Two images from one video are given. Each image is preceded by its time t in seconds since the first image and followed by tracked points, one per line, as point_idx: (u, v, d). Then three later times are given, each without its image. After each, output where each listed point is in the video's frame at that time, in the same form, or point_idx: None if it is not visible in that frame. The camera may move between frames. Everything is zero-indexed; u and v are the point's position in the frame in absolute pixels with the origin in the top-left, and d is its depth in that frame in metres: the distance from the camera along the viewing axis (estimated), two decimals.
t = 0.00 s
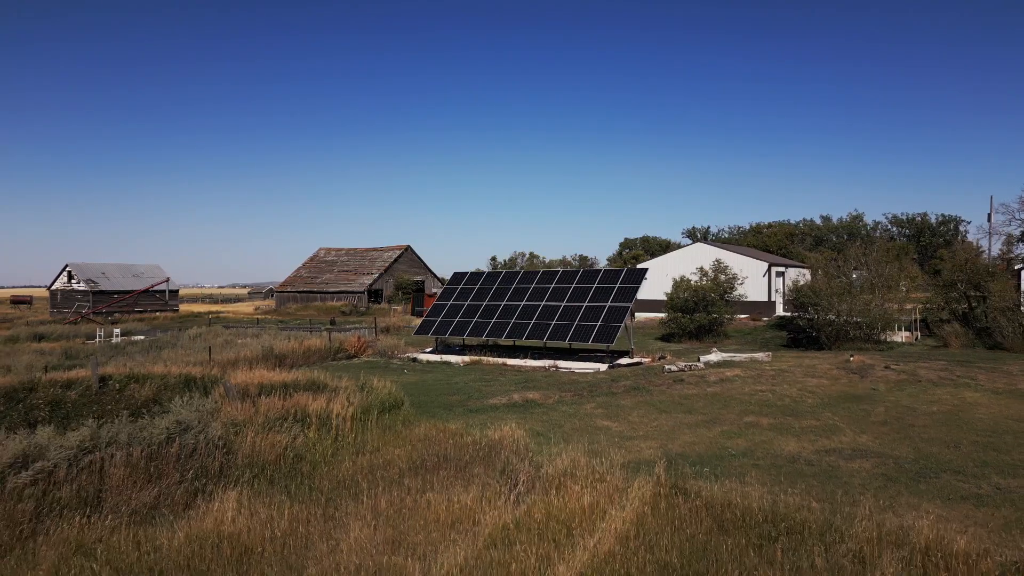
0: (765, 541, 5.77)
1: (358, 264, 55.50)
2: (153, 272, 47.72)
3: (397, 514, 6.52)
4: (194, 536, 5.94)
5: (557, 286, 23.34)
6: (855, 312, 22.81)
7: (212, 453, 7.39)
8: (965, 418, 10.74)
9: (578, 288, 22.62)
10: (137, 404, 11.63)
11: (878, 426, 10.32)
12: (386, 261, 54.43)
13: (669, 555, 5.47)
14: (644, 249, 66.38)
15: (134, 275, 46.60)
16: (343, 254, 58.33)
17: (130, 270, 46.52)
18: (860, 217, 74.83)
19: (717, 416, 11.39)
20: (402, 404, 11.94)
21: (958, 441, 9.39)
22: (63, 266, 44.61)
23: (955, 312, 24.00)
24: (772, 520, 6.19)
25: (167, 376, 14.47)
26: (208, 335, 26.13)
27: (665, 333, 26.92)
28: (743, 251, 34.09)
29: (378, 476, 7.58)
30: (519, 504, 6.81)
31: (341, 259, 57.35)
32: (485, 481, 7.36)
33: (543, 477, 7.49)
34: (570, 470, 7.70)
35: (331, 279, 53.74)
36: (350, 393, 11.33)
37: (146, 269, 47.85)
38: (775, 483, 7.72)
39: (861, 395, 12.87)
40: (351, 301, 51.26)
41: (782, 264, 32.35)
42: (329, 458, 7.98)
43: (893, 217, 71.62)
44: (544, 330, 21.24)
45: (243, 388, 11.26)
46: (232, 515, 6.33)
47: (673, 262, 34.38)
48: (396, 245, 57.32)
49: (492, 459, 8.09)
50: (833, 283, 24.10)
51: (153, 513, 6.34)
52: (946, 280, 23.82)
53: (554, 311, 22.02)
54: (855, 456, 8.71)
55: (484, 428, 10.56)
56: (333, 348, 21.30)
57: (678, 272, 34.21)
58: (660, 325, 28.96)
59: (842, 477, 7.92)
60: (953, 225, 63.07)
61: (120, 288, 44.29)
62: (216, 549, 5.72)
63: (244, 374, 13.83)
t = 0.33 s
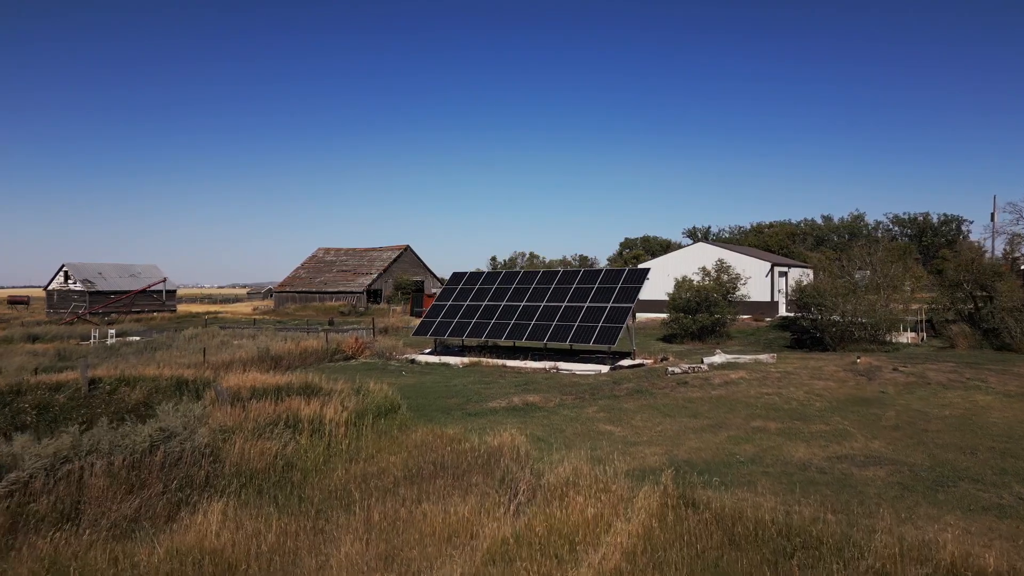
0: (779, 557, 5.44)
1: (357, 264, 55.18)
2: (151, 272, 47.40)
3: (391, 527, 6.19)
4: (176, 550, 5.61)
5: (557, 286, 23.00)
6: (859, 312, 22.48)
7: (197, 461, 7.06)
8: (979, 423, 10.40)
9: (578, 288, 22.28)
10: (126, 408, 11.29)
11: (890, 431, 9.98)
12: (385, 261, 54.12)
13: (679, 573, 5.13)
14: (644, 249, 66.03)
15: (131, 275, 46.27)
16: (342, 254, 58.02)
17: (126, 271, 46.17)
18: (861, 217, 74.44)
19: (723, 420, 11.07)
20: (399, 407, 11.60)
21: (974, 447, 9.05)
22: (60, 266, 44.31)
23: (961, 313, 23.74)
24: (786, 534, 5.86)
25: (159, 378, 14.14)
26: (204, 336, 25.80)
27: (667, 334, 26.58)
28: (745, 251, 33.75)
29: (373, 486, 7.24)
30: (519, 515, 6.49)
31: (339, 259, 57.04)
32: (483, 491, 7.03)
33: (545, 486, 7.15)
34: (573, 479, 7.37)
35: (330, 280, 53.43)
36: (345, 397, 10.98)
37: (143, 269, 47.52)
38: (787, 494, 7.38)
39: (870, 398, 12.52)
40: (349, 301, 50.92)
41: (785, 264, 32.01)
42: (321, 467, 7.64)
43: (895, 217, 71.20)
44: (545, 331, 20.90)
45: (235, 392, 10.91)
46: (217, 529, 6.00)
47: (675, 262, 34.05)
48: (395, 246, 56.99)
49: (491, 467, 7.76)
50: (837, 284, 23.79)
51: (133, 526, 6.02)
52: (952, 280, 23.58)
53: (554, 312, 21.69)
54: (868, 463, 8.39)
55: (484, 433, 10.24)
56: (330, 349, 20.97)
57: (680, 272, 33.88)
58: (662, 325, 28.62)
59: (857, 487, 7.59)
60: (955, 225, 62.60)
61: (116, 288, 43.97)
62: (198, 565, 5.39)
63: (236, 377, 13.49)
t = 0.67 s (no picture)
0: None
1: (356, 264, 54.82)
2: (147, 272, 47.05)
3: (383, 542, 5.84)
4: (153, 567, 5.26)
5: (558, 286, 22.66)
6: (864, 313, 22.13)
7: (180, 471, 6.71)
8: (995, 428, 10.05)
9: (580, 288, 21.94)
10: (113, 412, 10.93)
11: (904, 436, 9.64)
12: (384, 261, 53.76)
13: None
14: (645, 249, 65.63)
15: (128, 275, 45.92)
16: (341, 254, 57.68)
17: (124, 270, 45.83)
18: (863, 217, 74.06)
19: (730, 425, 10.71)
20: (395, 411, 11.25)
21: (992, 454, 8.71)
22: (56, 266, 43.93)
23: (967, 313, 23.39)
24: (804, 551, 5.51)
25: (149, 381, 13.77)
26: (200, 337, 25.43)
27: (669, 334, 26.22)
28: (748, 251, 33.42)
29: (365, 496, 6.89)
30: (520, 528, 6.14)
31: (338, 259, 56.70)
32: (481, 502, 6.68)
33: (546, 497, 6.81)
34: (576, 488, 7.02)
35: (328, 280, 53.07)
36: (339, 401, 10.62)
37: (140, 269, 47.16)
38: (799, 504, 7.04)
39: (880, 401, 12.17)
40: (348, 301, 50.54)
41: (788, 263, 31.64)
42: (311, 476, 7.29)
43: (897, 216, 70.80)
44: (545, 332, 20.56)
45: (225, 396, 10.55)
46: (198, 544, 5.65)
47: (677, 262, 33.71)
48: (394, 245, 56.62)
49: (490, 475, 7.41)
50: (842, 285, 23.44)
51: (109, 541, 5.66)
52: (959, 280, 23.23)
53: (555, 312, 21.33)
54: (883, 471, 8.05)
55: (482, 438, 9.89)
56: (326, 350, 20.63)
57: (682, 272, 33.54)
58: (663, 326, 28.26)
59: (873, 498, 7.24)
60: (957, 224, 62.19)
61: (113, 288, 43.62)
62: None
63: (228, 379, 13.11)
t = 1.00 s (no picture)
0: None
1: (355, 264, 54.44)
2: (144, 272, 46.68)
3: (374, 559, 5.48)
4: None
5: (559, 286, 22.30)
6: (870, 313, 21.74)
7: (159, 483, 6.34)
8: (1013, 433, 9.68)
9: (580, 289, 21.58)
10: (100, 417, 10.58)
11: (919, 443, 9.29)
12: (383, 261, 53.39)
13: None
14: (646, 249, 65.24)
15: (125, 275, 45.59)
16: (340, 254, 57.31)
17: (121, 270, 45.51)
18: (865, 217, 73.67)
19: (737, 430, 10.35)
20: (391, 416, 10.90)
21: (1012, 461, 8.35)
22: (52, 266, 43.57)
23: (974, 314, 23.02)
24: (823, 568, 5.14)
25: (139, 383, 13.40)
26: (195, 338, 25.06)
27: (671, 335, 25.85)
28: (750, 251, 33.05)
29: (356, 508, 6.53)
30: (520, 544, 5.77)
31: (337, 259, 56.31)
32: (480, 515, 6.31)
33: (548, 510, 6.45)
34: (579, 500, 6.66)
35: (327, 280, 52.70)
36: (332, 405, 10.27)
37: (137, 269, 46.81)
38: (814, 516, 6.68)
39: (891, 405, 11.80)
40: (347, 301, 50.18)
41: (791, 263, 31.28)
42: (300, 487, 6.92)
43: (899, 216, 70.37)
44: (545, 333, 20.19)
45: (215, 400, 10.20)
46: (177, 560, 5.28)
47: (679, 262, 33.38)
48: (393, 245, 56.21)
49: (489, 486, 7.04)
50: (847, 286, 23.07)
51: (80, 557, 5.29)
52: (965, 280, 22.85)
53: (555, 313, 20.96)
54: (901, 481, 7.69)
55: (481, 445, 9.53)
56: (323, 351, 20.26)
57: (685, 272, 33.19)
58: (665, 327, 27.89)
59: (891, 509, 6.89)
60: (960, 224, 61.77)
61: (109, 288, 43.25)
62: None
63: (220, 382, 12.74)
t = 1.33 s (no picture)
0: None
1: (354, 263, 54.07)
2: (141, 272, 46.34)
3: None
4: None
5: (559, 286, 21.92)
6: (876, 314, 21.37)
7: (136, 497, 5.97)
8: None
9: (581, 289, 21.20)
10: (84, 423, 10.20)
11: (936, 450, 8.92)
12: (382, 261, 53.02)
13: None
14: (647, 249, 64.85)
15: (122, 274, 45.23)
16: (339, 254, 56.94)
17: (117, 270, 45.14)
18: (866, 216, 73.29)
19: (745, 436, 9.96)
20: (387, 421, 10.53)
21: None
22: (48, 266, 43.22)
23: (982, 314, 22.61)
24: None
25: (127, 387, 13.02)
26: (190, 339, 24.69)
27: (674, 336, 25.49)
28: (754, 250, 32.68)
29: (346, 522, 6.16)
30: (520, 562, 5.40)
31: (336, 259, 55.95)
32: (477, 530, 5.93)
33: (549, 524, 6.07)
34: (582, 513, 6.29)
35: (326, 280, 52.33)
36: (325, 410, 9.90)
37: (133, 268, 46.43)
38: (832, 530, 6.30)
39: (904, 410, 11.42)
40: (346, 301, 49.78)
41: (795, 263, 30.89)
42: (287, 500, 6.56)
43: (901, 215, 69.99)
44: (546, 334, 19.81)
45: (203, 405, 9.83)
46: None
47: (682, 262, 33.02)
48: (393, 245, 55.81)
49: (487, 498, 6.66)
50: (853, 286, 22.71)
51: None
52: (974, 281, 22.45)
53: (556, 313, 20.57)
54: (920, 492, 7.32)
55: (478, 452, 9.15)
56: (319, 353, 19.88)
57: (687, 272, 32.81)
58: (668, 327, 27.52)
59: (912, 522, 6.52)
60: (962, 224, 61.37)
61: (105, 288, 42.89)
62: None
63: (210, 386, 12.35)
